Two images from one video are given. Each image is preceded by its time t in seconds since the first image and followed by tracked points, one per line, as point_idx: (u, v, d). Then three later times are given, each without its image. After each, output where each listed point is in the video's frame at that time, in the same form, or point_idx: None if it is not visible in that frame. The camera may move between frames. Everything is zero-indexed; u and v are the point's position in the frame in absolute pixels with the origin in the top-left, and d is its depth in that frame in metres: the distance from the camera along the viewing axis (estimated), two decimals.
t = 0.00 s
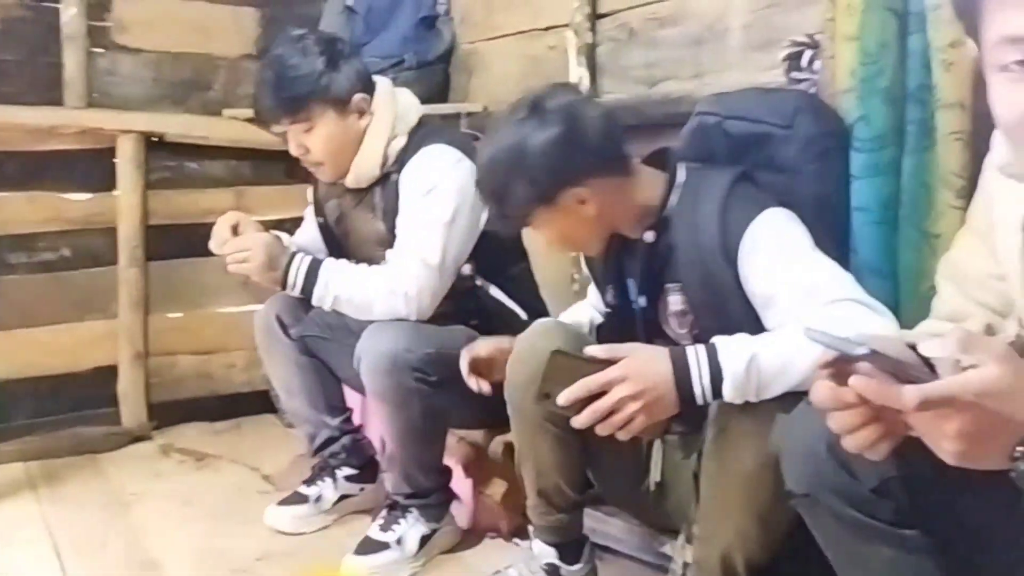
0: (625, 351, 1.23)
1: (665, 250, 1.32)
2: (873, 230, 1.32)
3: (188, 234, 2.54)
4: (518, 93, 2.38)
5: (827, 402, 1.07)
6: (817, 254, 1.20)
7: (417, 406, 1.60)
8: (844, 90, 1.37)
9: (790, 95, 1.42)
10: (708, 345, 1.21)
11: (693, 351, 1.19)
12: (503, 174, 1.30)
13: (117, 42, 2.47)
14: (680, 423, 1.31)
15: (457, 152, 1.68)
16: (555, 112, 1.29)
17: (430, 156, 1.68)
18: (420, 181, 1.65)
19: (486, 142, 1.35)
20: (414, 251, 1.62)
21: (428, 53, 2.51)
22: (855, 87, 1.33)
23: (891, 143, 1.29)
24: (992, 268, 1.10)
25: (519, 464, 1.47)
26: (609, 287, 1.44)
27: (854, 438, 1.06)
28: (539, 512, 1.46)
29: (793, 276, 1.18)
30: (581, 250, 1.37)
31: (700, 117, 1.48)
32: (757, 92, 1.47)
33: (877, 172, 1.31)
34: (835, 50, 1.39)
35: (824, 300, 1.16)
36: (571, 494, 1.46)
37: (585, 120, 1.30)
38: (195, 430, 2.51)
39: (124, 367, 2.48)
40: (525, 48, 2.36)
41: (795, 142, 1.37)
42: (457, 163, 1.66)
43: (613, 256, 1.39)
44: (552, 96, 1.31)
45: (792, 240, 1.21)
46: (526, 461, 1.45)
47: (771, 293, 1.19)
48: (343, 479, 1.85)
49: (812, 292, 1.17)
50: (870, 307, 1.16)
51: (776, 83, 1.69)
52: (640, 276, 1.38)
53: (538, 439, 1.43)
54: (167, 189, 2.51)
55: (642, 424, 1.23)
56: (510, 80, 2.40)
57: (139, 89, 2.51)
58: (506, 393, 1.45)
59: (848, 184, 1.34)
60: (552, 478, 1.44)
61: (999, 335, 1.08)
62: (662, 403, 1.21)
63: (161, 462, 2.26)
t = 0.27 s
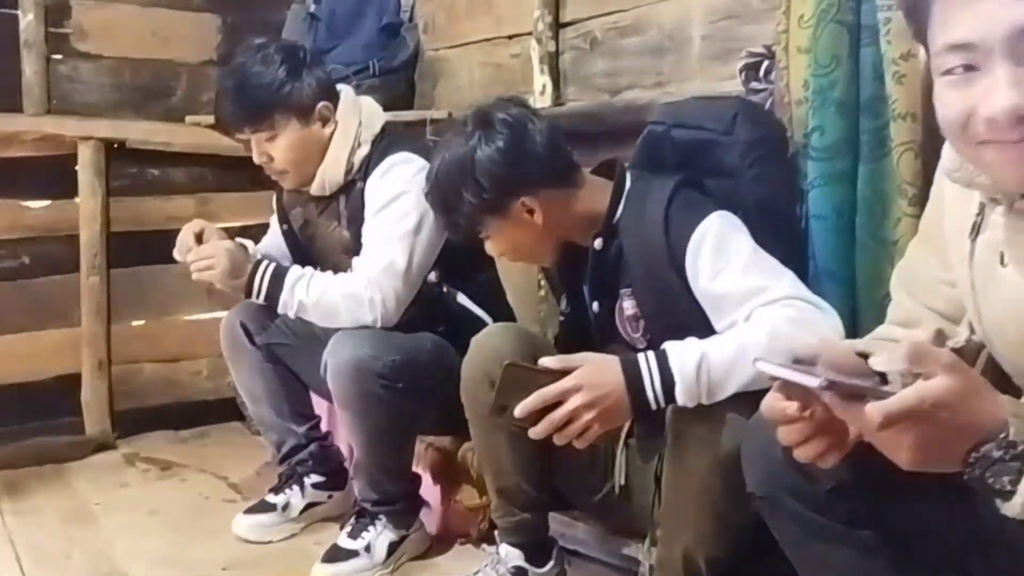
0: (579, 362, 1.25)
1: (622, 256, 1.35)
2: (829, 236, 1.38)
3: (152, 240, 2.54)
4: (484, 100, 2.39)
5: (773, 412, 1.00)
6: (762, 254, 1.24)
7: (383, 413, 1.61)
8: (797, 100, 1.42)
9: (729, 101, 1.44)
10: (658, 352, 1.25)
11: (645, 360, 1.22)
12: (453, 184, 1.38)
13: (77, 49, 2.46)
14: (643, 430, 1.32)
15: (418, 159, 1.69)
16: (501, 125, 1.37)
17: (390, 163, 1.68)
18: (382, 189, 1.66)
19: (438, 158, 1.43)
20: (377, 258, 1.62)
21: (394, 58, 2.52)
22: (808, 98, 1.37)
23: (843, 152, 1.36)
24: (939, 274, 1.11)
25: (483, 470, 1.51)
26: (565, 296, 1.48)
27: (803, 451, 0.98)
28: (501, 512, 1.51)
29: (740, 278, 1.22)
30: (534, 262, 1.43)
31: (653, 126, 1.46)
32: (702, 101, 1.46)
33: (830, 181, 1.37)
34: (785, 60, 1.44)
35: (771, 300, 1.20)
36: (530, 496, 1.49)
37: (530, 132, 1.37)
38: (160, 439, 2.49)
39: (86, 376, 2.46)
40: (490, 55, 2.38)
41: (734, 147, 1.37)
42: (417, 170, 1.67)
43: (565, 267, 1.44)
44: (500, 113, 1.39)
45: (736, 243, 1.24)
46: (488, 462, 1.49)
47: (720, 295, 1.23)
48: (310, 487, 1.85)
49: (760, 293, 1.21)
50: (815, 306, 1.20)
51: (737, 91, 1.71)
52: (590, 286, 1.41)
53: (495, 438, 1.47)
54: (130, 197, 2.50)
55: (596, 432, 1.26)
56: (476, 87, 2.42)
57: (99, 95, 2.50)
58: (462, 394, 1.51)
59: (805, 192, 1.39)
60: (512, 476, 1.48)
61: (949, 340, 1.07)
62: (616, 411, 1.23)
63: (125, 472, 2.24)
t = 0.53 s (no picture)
0: (546, 364, 1.25)
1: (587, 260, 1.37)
2: (788, 240, 1.41)
3: (120, 244, 2.55)
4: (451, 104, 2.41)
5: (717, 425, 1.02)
6: (727, 262, 1.28)
7: (351, 417, 1.62)
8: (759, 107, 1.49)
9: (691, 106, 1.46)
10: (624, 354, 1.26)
11: (611, 362, 1.24)
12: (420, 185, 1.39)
13: (40, 54, 2.44)
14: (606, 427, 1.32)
15: (385, 167, 1.71)
16: (472, 129, 1.39)
17: (357, 171, 1.69)
18: (350, 196, 1.67)
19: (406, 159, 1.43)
20: (345, 265, 1.63)
21: (361, 62, 2.53)
22: (768, 104, 1.40)
23: (802, 157, 1.39)
24: (895, 275, 1.16)
25: (451, 472, 1.55)
26: (531, 300, 1.50)
27: (744, 457, 1.01)
28: (469, 513, 1.54)
29: (707, 284, 1.27)
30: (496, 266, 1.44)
31: (613, 132, 1.50)
32: (664, 106, 1.49)
33: (788, 185, 1.40)
34: (746, 65, 1.51)
35: (736, 306, 1.25)
36: (497, 495, 1.53)
37: (501, 138, 1.38)
38: (129, 445, 2.48)
39: (53, 384, 2.43)
40: (456, 59, 2.40)
41: (702, 150, 1.43)
42: (385, 178, 1.69)
43: (534, 272, 1.46)
44: (473, 118, 1.40)
45: (703, 250, 1.29)
46: (456, 463, 1.53)
47: (687, 300, 1.27)
48: (281, 492, 1.86)
49: (725, 299, 1.26)
50: (778, 313, 1.26)
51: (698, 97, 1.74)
52: (558, 290, 1.43)
53: (463, 439, 1.50)
54: (95, 203, 2.49)
55: (563, 435, 1.26)
56: (443, 91, 2.44)
57: (63, 101, 2.48)
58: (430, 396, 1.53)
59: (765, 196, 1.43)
60: (479, 476, 1.51)
61: (903, 341, 1.13)
62: (583, 413, 1.24)
63: (94, 479, 2.23)
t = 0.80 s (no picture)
0: (519, 360, 1.31)
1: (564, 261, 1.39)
2: (757, 240, 1.43)
3: (92, 250, 2.52)
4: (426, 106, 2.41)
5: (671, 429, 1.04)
6: (703, 268, 1.29)
7: (327, 420, 1.62)
8: (728, 108, 1.52)
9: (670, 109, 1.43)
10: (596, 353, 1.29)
11: (584, 359, 1.27)
12: (415, 173, 1.38)
13: (10, 59, 2.42)
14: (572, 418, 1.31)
15: (360, 170, 1.70)
16: (473, 118, 1.38)
17: (331, 175, 1.69)
18: (324, 200, 1.67)
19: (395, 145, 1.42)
20: (319, 269, 1.63)
21: (334, 65, 2.52)
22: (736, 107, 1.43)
23: (770, 159, 1.41)
24: (857, 275, 1.17)
25: (421, 471, 1.53)
26: (507, 298, 1.51)
27: (694, 455, 1.03)
28: (443, 512, 1.53)
29: (683, 288, 1.27)
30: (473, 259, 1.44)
31: (591, 134, 1.45)
32: (644, 110, 1.44)
33: (757, 187, 1.42)
34: (714, 69, 1.53)
35: (710, 310, 1.26)
36: (468, 496, 1.52)
37: (502, 128, 1.39)
38: (104, 452, 2.47)
39: (27, 390, 2.42)
40: (431, 62, 2.40)
41: (678, 159, 1.39)
42: (359, 182, 1.68)
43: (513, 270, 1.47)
44: (473, 106, 1.40)
45: (680, 253, 1.29)
46: (426, 464, 1.51)
47: (663, 303, 1.27)
48: (257, 497, 1.85)
49: (700, 303, 1.26)
50: (751, 318, 1.26)
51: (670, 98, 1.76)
52: (537, 290, 1.44)
53: (433, 440, 1.49)
54: (67, 208, 2.48)
55: (535, 429, 1.30)
56: (417, 94, 2.44)
57: (33, 106, 2.46)
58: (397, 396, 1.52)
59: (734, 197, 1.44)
60: (451, 476, 1.50)
61: (865, 339, 1.15)
62: (554, 407, 1.29)
63: (68, 486, 2.22)
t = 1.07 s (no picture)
0: (500, 359, 1.31)
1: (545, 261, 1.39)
2: (735, 239, 1.47)
3: (71, 254, 2.49)
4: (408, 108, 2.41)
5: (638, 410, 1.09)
6: (684, 267, 1.29)
7: (311, 422, 1.61)
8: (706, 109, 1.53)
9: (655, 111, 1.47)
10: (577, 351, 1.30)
11: (565, 359, 1.28)
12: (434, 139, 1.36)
13: None
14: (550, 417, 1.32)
15: (341, 172, 1.69)
16: (511, 108, 1.36)
17: (312, 177, 1.68)
18: (305, 202, 1.66)
19: (422, 108, 1.38)
20: (300, 271, 1.62)
21: (316, 67, 2.50)
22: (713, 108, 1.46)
23: (747, 159, 1.45)
24: (830, 272, 1.17)
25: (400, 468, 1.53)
26: (490, 296, 1.50)
27: (655, 438, 1.07)
28: (424, 509, 1.52)
29: (663, 287, 1.27)
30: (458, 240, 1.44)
31: (577, 133, 1.50)
32: (626, 110, 1.50)
33: (734, 186, 1.45)
34: (692, 71, 1.55)
35: (690, 309, 1.25)
36: (449, 492, 1.51)
37: (539, 130, 1.38)
38: (86, 457, 2.45)
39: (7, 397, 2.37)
40: (414, 63, 2.40)
41: (661, 158, 1.42)
42: (341, 184, 1.68)
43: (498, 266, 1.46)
44: (516, 95, 1.38)
45: (663, 254, 1.29)
46: (405, 461, 1.51)
47: (644, 302, 1.28)
48: (241, 500, 1.84)
49: (680, 302, 1.26)
50: (730, 316, 1.26)
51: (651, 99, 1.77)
52: (522, 285, 1.44)
53: (413, 438, 1.49)
54: (46, 212, 2.46)
55: (518, 428, 1.30)
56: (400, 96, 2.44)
57: (11, 108, 2.43)
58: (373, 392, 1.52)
59: (711, 197, 1.48)
60: (430, 474, 1.50)
61: (838, 335, 1.17)
62: (536, 405, 1.29)
63: (50, 492, 2.20)
